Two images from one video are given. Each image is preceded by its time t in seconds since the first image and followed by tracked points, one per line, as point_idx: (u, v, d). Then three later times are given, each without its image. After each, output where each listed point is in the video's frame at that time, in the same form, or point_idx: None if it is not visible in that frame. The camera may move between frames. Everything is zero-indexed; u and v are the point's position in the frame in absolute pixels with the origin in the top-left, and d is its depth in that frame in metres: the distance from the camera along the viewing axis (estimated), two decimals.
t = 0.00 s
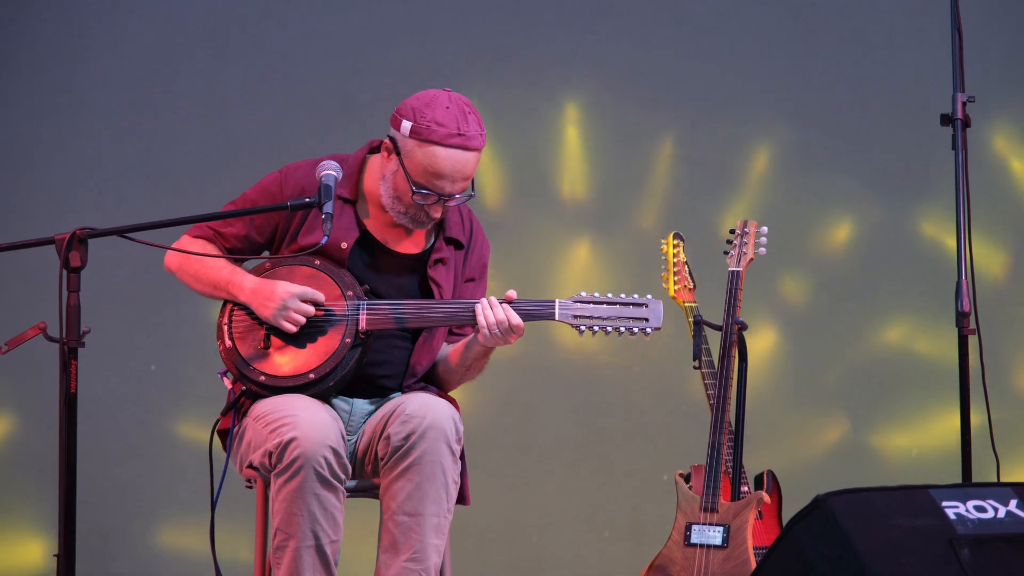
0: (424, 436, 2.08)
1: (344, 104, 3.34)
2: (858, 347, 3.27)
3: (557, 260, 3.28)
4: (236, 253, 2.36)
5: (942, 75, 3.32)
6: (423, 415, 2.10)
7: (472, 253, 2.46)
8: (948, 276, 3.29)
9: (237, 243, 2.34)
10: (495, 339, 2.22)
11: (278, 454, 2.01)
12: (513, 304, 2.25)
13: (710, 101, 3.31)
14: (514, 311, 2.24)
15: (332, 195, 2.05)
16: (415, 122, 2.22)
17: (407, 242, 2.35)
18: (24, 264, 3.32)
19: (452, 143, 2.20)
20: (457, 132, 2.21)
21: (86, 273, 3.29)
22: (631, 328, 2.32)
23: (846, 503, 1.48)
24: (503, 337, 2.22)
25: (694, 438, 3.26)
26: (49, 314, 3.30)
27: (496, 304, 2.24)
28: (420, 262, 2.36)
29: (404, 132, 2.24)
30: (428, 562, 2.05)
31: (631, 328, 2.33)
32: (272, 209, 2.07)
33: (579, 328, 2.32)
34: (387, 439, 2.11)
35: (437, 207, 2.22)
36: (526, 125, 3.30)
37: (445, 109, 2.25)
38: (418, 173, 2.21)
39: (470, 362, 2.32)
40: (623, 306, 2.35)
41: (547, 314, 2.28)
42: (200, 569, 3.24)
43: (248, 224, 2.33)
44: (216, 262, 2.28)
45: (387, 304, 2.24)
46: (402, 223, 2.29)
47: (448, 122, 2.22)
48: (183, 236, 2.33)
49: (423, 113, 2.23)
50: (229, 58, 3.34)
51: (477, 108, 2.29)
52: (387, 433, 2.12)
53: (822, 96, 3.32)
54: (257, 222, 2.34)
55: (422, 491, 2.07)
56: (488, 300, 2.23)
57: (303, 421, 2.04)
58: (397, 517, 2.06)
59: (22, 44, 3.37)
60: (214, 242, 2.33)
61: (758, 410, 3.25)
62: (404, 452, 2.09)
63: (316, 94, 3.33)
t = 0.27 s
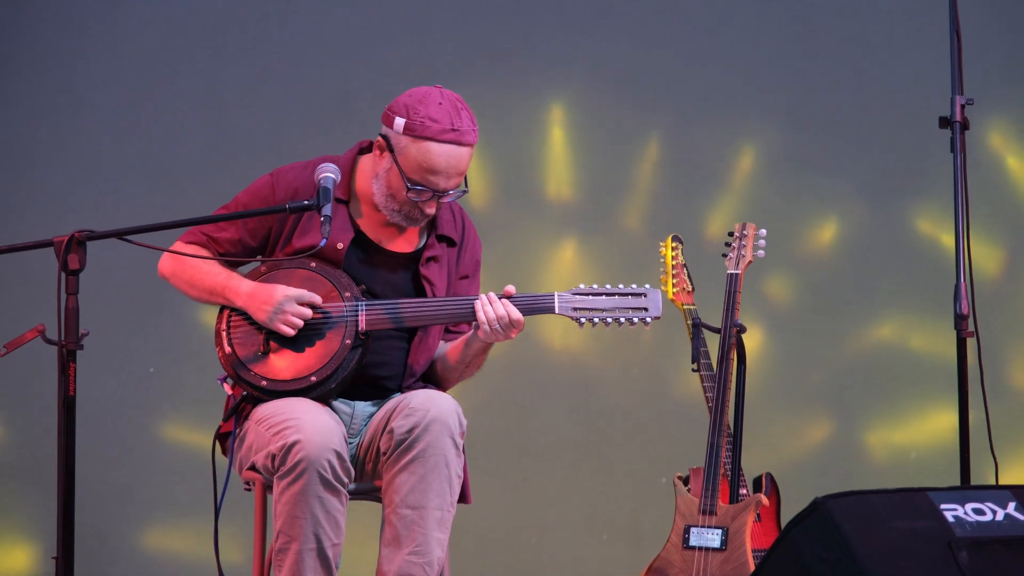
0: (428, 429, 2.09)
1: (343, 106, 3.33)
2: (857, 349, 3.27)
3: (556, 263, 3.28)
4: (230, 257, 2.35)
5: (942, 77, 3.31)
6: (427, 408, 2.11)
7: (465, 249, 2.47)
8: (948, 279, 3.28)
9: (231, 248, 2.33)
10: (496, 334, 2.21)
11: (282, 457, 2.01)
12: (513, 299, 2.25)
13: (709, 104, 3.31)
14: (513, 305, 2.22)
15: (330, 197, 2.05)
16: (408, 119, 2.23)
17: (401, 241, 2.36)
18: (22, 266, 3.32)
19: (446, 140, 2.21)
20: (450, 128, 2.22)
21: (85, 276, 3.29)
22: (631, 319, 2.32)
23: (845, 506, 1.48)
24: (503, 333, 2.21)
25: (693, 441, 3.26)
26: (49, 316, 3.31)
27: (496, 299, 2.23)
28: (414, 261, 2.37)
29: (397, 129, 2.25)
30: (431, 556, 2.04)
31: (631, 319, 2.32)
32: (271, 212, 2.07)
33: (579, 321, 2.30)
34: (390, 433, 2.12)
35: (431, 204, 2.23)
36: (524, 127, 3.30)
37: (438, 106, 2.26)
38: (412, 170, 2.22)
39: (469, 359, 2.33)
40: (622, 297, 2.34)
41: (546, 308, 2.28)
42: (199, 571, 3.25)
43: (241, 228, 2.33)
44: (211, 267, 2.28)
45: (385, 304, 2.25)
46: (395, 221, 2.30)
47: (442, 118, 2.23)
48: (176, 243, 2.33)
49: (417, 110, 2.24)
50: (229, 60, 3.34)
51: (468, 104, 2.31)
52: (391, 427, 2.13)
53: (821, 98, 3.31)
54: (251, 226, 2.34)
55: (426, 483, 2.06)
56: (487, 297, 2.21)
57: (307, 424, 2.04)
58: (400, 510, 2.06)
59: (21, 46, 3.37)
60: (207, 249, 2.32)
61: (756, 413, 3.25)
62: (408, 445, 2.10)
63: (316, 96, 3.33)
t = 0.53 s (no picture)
0: (423, 458, 2.08)
1: (341, 108, 3.34)
2: (855, 350, 3.27)
3: (554, 265, 3.28)
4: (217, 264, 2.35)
5: (940, 78, 3.31)
6: (422, 435, 2.10)
7: (452, 247, 2.48)
8: (946, 281, 3.28)
9: (217, 255, 2.33)
10: (483, 330, 2.18)
11: (270, 459, 2.02)
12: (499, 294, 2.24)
13: (708, 105, 3.31)
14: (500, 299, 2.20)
15: (329, 199, 2.05)
16: (388, 121, 2.23)
17: (386, 241, 2.36)
18: (22, 267, 3.32)
19: (425, 142, 2.21)
20: (430, 131, 2.22)
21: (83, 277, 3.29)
22: (618, 308, 2.33)
23: (844, 507, 1.48)
24: (490, 329, 2.18)
25: (691, 443, 3.26)
26: (48, 318, 3.32)
27: (482, 295, 2.20)
28: (402, 261, 2.37)
29: (377, 131, 2.25)
30: None
31: (617, 307, 2.33)
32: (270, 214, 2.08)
33: (567, 312, 2.31)
34: (386, 458, 2.11)
35: (412, 206, 2.24)
36: (522, 128, 3.30)
37: (418, 108, 2.25)
38: (392, 173, 2.22)
39: (460, 356, 2.31)
40: (608, 287, 2.35)
41: (533, 300, 2.28)
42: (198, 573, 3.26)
43: (227, 234, 2.33)
44: (198, 275, 2.28)
45: (374, 305, 2.25)
46: (378, 223, 2.30)
47: (422, 121, 2.23)
48: (162, 253, 2.33)
49: (396, 113, 2.24)
50: (227, 62, 3.34)
51: (448, 105, 2.30)
52: (386, 452, 2.12)
53: (819, 99, 3.32)
54: (236, 232, 2.33)
55: (421, 512, 2.07)
56: (474, 292, 2.19)
57: (294, 425, 2.04)
58: (395, 537, 2.06)
59: (19, 47, 3.37)
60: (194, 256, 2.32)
61: (755, 414, 3.25)
62: (403, 474, 2.09)
63: (315, 98, 3.33)
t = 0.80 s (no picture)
0: (418, 441, 2.08)
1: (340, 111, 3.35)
2: (853, 352, 3.26)
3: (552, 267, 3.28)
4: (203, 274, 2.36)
5: (938, 79, 3.29)
6: (417, 420, 2.11)
7: (436, 242, 2.46)
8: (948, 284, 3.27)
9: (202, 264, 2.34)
10: (465, 318, 2.18)
11: (256, 461, 2.02)
12: (479, 282, 2.22)
13: (706, 107, 3.31)
14: (480, 287, 2.20)
15: (328, 200, 2.06)
16: (354, 118, 2.23)
17: (365, 240, 2.34)
18: (25, 270, 3.36)
19: (392, 136, 2.21)
20: (396, 124, 2.22)
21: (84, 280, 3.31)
22: (598, 288, 2.30)
23: (843, 509, 1.48)
24: (473, 316, 2.18)
25: (691, 445, 3.26)
26: (49, 320, 3.34)
27: (463, 282, 2.20)
28: (382, 258, 2.36)
29: (344, 128, 2.25)
30: (423, 567, 2.04)
31: (598, 287, 2.30)
32: (270, 215, 2.08)
33: (548, 295, 2.28)
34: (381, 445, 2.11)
35: (385, 200, 2.23)
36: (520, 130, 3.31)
37: (383, 102, 2.25)
38: (362, 169, 2.22)
39: (447, 348, 2.28)
40: (586, 268, 2.32)
41: (513, 286, 2.24)
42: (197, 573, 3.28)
43: (210, 243, 2.33)
44: (183, 285, 2.27)
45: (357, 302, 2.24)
46: (356, 220, 2.30)
47: (387, 114, 2.23)
48: (148, 268, 2.32)
49: (362, 108, 2.24)
50: (227, 65, 3.36)
51: (415, 97, 2.30)
52: (382, 439, 2.13)
53: (818, 101, 3.31)
54: (220, 240, 2.34)
55: (417, 496, 2.07)
56: (453, 281, 2.18)
57: (279, 426, 2.04)
58: (392, 522, 2.06)
59: (21, 52, 3.41)
60: (180, 268, 2.34)
61: (754, 417, 3.25)
62: (399, 458, 2.09)
63: (314, 101, 3.35)
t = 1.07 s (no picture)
0: (421, 437, 2.08)
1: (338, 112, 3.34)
2: (851, 354, 3.26)
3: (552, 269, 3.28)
4: (193, 283, 2.38)
5: (936, 81, 3.30)
6: (420, 416, 2.10)
7: (420, 234, 2.44)
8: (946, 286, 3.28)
9: (190, 273, 2.36)
10: (450, 302, 2.15)
11: (252, 463, 2.02)
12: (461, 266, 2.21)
13: (704, 109, 3.31)
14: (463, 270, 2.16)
15: (327, 201, 2.06)
16: (317, 107, 2.23)
17: (343, 235, 2.34)
18: (21, 271, 3.35)
19: (354, 119, 2.21)
20: (358, 108, 2.22)
21: (83, 281, 3.31)
22: (581, 260, 2.29)
23: (842, 510, 1.48)
24: (457, 299, 2.15)
25: (689, 446, 3.27)
26: (47, 321, 3.33)
27: (446, 267, 2.16)
28: (363, 253, 2.34)
29: (310, 119, 2.25)
30: (426, 564, 2.05)
31: (580, 258, 2.29)
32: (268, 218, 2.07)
33: (532, 271, 2.27)
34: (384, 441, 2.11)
35: (358, 186, 2.20)
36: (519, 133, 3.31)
37: (345, 89, 2.25)
38: (330, 157, 2.22)
39: (436, 336, 2.26)
40: (568, 240, 2.30)
41: (495, 265, 2.24)
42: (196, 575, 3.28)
43: (196, 251, 2.34)
44: (173, 295, 2.28)
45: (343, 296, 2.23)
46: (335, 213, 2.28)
47: (349, 100, 2.23)
48: (137, 281, 2.33)
49: (324, 97, 2.24)
50: (225, 66, 3.36)
51: (379, 82, 2.29)
52: (385, 435, 2.12)
53: (815, 102, 3.31)
54: (205, 246, 2.35)
55: (420, 492, 2.07)
56: (436, 266, 2.15)
57: (274, 428, 2.04)
58: (394, 519, 2.07)
59: (20, 53, 3.41)
60: (168, 278, 2.35)
61: (754, 419, 3.24)
62: (402, 453, 2.09)
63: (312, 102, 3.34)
